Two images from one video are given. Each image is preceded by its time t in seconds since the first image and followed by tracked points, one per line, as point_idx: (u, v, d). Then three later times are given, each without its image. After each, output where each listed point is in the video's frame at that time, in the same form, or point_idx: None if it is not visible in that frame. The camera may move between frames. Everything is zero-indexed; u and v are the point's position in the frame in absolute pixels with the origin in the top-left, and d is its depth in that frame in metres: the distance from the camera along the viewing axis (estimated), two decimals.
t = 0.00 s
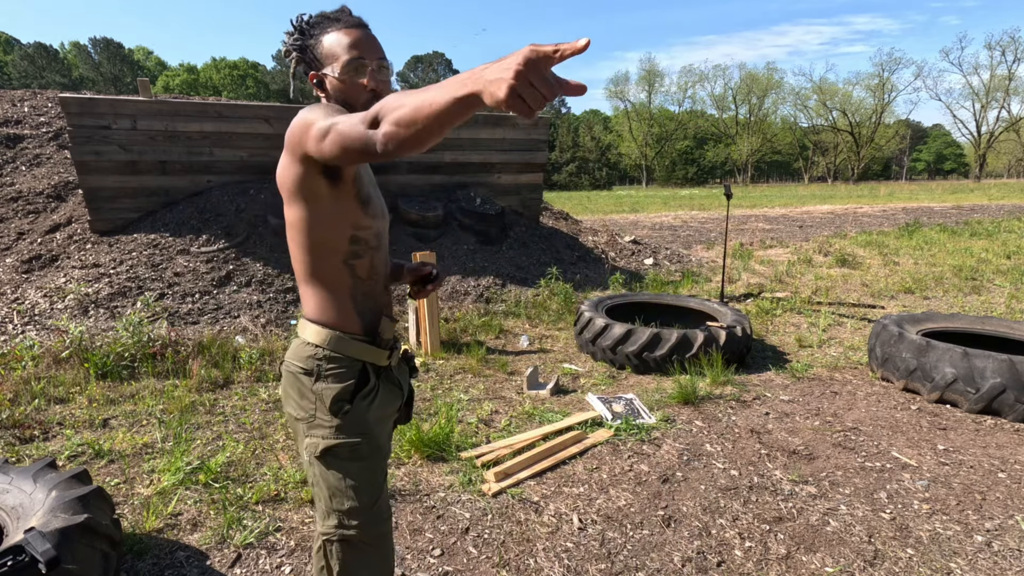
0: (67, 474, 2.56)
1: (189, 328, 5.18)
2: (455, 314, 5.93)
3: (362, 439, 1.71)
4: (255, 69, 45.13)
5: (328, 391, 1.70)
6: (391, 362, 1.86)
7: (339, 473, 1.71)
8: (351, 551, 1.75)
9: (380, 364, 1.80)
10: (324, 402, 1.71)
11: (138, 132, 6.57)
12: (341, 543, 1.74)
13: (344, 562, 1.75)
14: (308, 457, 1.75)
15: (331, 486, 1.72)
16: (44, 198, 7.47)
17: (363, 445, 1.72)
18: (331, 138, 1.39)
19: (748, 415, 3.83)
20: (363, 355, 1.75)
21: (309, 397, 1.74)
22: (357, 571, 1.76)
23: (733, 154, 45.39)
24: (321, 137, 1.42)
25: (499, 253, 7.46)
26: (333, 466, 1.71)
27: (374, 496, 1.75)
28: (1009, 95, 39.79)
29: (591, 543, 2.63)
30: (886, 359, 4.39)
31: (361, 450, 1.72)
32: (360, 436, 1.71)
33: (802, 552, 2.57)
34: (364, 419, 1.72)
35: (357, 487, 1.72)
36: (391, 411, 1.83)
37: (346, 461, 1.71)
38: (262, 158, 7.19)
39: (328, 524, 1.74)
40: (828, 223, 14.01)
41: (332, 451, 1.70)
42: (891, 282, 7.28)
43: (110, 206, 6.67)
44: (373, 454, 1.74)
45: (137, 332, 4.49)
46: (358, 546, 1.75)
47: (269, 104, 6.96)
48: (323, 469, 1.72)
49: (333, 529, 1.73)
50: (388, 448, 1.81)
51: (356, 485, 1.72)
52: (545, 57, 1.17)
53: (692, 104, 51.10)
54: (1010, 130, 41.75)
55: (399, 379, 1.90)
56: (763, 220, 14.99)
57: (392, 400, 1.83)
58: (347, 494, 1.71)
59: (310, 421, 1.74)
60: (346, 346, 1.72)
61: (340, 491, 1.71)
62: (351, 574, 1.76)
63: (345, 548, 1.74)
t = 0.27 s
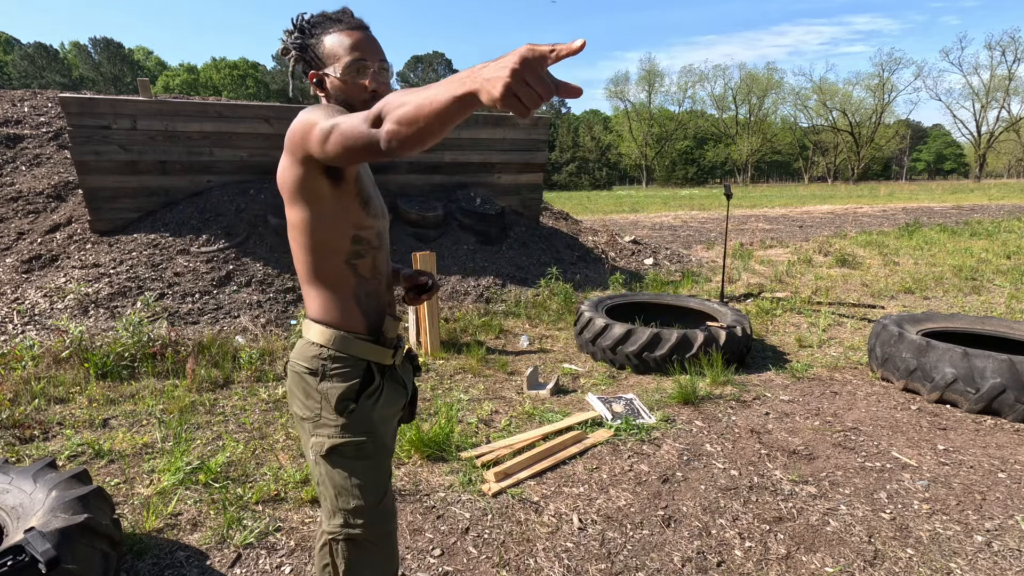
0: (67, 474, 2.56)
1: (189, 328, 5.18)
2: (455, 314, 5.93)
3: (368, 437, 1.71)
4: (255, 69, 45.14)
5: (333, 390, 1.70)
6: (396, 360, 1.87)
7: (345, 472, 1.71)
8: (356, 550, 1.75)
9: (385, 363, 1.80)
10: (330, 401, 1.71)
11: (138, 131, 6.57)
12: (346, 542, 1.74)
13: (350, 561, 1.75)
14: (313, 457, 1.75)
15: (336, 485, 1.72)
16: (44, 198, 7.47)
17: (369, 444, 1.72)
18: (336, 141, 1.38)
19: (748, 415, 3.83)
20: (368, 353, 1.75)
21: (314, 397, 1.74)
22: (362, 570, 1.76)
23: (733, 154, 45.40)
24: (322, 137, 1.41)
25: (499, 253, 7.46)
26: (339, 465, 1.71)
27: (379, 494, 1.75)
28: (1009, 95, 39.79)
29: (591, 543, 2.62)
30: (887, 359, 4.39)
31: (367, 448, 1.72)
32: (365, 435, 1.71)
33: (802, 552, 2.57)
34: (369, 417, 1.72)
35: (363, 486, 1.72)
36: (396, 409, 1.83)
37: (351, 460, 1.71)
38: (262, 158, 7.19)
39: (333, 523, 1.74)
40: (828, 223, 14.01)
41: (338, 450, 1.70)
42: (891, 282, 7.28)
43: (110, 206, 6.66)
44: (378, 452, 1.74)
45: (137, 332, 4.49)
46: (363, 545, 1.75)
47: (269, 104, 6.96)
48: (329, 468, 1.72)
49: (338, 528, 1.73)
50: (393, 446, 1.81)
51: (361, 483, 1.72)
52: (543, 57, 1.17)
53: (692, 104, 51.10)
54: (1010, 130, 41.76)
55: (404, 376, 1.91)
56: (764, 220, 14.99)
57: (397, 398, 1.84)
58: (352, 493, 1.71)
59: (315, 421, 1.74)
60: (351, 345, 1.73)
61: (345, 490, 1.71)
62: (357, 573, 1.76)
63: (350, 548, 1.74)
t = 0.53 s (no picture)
0: (67, 474, 2.56)
1: (189, 328, 5.18)
2: (455, 314, 5.93)
3: (370, 436, 1.71)
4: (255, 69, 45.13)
5: (334, 390, 1.70)
6: (396, 360, 1.87)
7: (347, 472, 1.71)
8: (359, 550, 1.75)
9: (386, 362, 1.80)
10: (331, 401, 1.71)
11: (138, 131, 6.57)
12: (349, 542, 1.74)
13: (352, 560, 1.75)
14: (315, 457, 1.75)
15: (339, 485, 1.72)
16: (44, 198, 7.47)
17: (370, 443, 1.72)
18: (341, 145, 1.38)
19: (748, 415, 3.83)
20: (369, 353, 1.75)
21: (315, 397, 1.74)
22: (366, 570, 1.76)
23: (733, 154, 45.41)
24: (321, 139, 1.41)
25: (499, 253, 7.46)
26: (341, 465, 1.71)
27: (381, 494, 1.75)
28: (1009, 95, 39.80)
29: (591, 543, 2.62)
30: (887, 359, 4.39)
31: (368, 448, 1.72)
32: (367, 434, 1.71)
33: (802, 552, 2.57)
34: (371, 417, 1.72)
35: (365, 485, 1.72)
36: (397, 408, 1.84)
37: (353, 459, 1.71)
38: (262, 158, 7.19)
39: (335, 523, 1.74)
40: (828, 223, 14.02)
41: (339, 450, 1.70)
42: (891, 282, 7.28)
43: (110, 206, 6.66)
44: (380, 452, 1.75)
45: (137, 332, 4.49)
46: (366, 545, 1.75)
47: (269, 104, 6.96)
48: (331, 468, 1.72)
49: (341, 528, 1.73)
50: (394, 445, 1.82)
51: (363, 483, 1.72)
52: (558, 30, 1.23)
53: (692, 104, 51.10)
54: (1010, 130, 41.77)
55: (404, 376, 1.91)
56: (764, 220, 15.00)
57: (397, 397, 1.84)
58: (355, 493, 1.71)
59: (316, 421, 1.74)
60: (352, 345, 1.73)
61: (348, 490, 1.71)
62: (359, 572, 1.76)
63: (353, 547, 1.74)
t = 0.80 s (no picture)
0: (67, 474, 2.56)
1: (189, 328, 5.18)
2: (455, 315, 5.93)
3: (364, 437, 1.71)
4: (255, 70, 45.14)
5: (328, 390, 1.70)
6: (392, 360, 1.87)
7: (340, 472, 1.71)
8: (352, 551, 1.75)
9: (382, 362, 1.80)
10: (325, 401, 1.71)
11: (138, 131, 6.57)
12: (341, 543, 1.74)
13: (345, 560, 1.75)
14: (309, 456, 1.75)
15: (332, 485, 1.72)
16: (44, 198, 7.47)
17: (364, 444, 1.72)
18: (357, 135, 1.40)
19: (748, 415, 3.83)
20: (365, 353, 1.75)
21: (310, 397, 1.74)
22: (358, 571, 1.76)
23: (733, 154, 45.42)
24: (343, 138, 1.42)
25: (499, 253, 7.46)
26: (334, 465, 1.71)
27: (374, 494, 1.75)
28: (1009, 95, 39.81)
29: (591, 543, 2.63)
30: (886, 359, 4.40)
31: (362, 449, 1.72)
32: (361, 434, 1.71)
33: (802, 552, 2.57)
34: (365, 418, 1.72)
35: (357, 486, 1.72)
36: (391, 409, 1.84)
37: (346, 460, 1.71)
38: (262, 158, 7.19)
39: (328, 523, 1.74)
40: (828, 223, 14.02)
41: (333, 450, 1.70)
42: (891, 282, 7.28)
43: (110, 206, 6.66)
44: (373, 452, 1.74)
45: (137, 332, 4.49)
46: (359, 546, 1.75)
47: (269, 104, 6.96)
48: (324, 468, 1.72)
49: (333, 528, 1.73)
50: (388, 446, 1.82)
51: (356, 483, 1.72)
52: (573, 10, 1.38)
53: (692, 103, 51.11)
54: (1010, 130, 41.77)
55: (400, 377, 1.91)
56: (764, 220, 15.00)
57: (392, 398, 1.84)
58: (348, 493, 1.71)
59: (310, 421, 1.74)
60: (349, 345, 1.72)
61: (340, 490, 1.71)
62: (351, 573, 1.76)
63: (345, 548, 1.74)
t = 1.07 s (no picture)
0: (67, 473, 2.56)
1: (189, 328, 5.18)
2: (455, 314, 5.93)
3: (377, 437, 1.72)
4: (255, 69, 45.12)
5: (341, 391, 1.70)
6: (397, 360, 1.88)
7: (352, 473, 1.70)
8: (363, 552, 1.75)
9: (390, 362, 1.81)
10: (337, 402, 1.70)
11: (138, 131, 6.57)
12: (353, 544, 1.73)
13: (357, 561, 1.75)
14: (320, 457, 1.74)
15: (344, 486, 1.71)
16: (44, 198, 7.47)
17: (376, 443, 1.72)
18: (373, 128, 1.43)
19: (748, 415, 3.83)
20: (374, 352, 1.76)
21: (320, 398, 1.73)
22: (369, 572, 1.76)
23: (733, 154, 45.42)
24: (356, 137, 1.44)
25: (499, 253, 7.46)
26: (346, 466, 1.70)
27: (386, 494, 1.76)
28: (1009, 95, 39.81)
29: (591, 543, 2.62)
30: (886, 359, 4.39)
31: (375, 448, 1.72)
32: (373, 434, 1.71)
33: (802, 552, 2.57)
34: (377, 417, 1.72)
35: (370, 486, 1.72)
36: (399, 408, 1.85)
37: (360, 460, 1.70)
38: (262, 157, 7.19)
39: (340, 525, 1.73)
40: (828, 223, 14.02)
41: (346, 451, 1.69)
42: (891, 282, 7.29)
43: (110, 206, 6.66)
44: (385, 452, 1.75)
45: (137, 332, 4.49)
46: (371, 546, 1.75)
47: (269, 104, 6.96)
48: (336, 469, 1.71)
49: (346, 530, 1.73)
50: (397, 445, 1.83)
51: (369, 483, 1.72)
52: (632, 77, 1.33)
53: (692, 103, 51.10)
54: (1010, 130, 41.76)
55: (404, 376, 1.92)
56: (764, 220, 15.00)
57: (400, 397, 1.85)
58: (360, 494, 1.71)
59: (321, 422, 1.73)
60: (358, 344, 1.73)
61: (353, 491, 1.71)
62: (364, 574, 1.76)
63: (357, 548, 1.74)
